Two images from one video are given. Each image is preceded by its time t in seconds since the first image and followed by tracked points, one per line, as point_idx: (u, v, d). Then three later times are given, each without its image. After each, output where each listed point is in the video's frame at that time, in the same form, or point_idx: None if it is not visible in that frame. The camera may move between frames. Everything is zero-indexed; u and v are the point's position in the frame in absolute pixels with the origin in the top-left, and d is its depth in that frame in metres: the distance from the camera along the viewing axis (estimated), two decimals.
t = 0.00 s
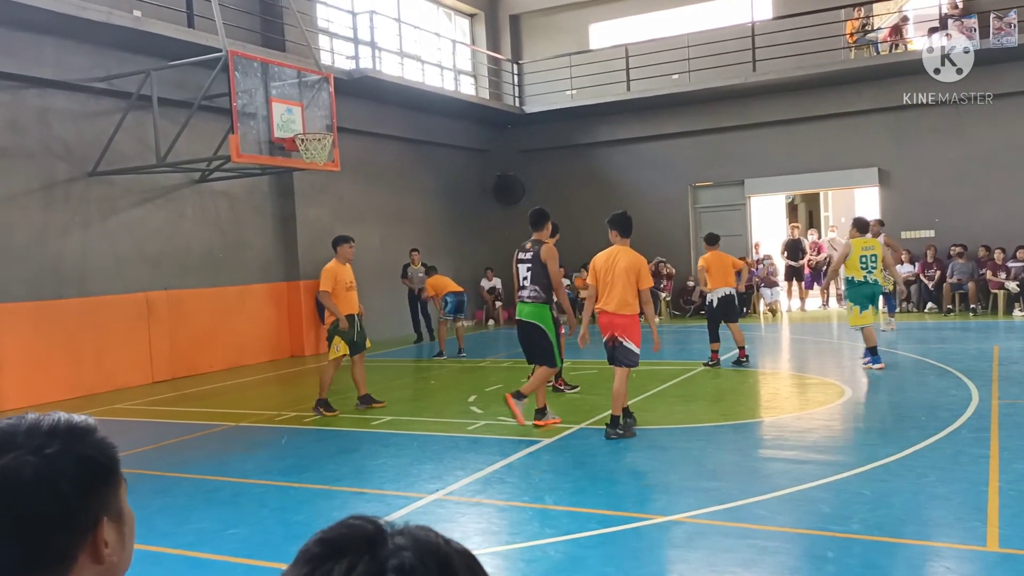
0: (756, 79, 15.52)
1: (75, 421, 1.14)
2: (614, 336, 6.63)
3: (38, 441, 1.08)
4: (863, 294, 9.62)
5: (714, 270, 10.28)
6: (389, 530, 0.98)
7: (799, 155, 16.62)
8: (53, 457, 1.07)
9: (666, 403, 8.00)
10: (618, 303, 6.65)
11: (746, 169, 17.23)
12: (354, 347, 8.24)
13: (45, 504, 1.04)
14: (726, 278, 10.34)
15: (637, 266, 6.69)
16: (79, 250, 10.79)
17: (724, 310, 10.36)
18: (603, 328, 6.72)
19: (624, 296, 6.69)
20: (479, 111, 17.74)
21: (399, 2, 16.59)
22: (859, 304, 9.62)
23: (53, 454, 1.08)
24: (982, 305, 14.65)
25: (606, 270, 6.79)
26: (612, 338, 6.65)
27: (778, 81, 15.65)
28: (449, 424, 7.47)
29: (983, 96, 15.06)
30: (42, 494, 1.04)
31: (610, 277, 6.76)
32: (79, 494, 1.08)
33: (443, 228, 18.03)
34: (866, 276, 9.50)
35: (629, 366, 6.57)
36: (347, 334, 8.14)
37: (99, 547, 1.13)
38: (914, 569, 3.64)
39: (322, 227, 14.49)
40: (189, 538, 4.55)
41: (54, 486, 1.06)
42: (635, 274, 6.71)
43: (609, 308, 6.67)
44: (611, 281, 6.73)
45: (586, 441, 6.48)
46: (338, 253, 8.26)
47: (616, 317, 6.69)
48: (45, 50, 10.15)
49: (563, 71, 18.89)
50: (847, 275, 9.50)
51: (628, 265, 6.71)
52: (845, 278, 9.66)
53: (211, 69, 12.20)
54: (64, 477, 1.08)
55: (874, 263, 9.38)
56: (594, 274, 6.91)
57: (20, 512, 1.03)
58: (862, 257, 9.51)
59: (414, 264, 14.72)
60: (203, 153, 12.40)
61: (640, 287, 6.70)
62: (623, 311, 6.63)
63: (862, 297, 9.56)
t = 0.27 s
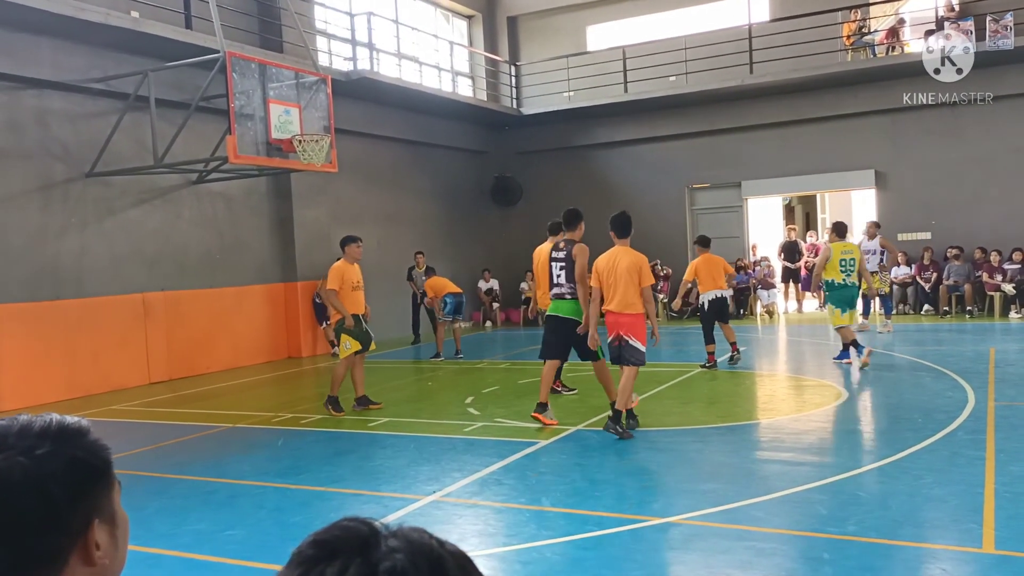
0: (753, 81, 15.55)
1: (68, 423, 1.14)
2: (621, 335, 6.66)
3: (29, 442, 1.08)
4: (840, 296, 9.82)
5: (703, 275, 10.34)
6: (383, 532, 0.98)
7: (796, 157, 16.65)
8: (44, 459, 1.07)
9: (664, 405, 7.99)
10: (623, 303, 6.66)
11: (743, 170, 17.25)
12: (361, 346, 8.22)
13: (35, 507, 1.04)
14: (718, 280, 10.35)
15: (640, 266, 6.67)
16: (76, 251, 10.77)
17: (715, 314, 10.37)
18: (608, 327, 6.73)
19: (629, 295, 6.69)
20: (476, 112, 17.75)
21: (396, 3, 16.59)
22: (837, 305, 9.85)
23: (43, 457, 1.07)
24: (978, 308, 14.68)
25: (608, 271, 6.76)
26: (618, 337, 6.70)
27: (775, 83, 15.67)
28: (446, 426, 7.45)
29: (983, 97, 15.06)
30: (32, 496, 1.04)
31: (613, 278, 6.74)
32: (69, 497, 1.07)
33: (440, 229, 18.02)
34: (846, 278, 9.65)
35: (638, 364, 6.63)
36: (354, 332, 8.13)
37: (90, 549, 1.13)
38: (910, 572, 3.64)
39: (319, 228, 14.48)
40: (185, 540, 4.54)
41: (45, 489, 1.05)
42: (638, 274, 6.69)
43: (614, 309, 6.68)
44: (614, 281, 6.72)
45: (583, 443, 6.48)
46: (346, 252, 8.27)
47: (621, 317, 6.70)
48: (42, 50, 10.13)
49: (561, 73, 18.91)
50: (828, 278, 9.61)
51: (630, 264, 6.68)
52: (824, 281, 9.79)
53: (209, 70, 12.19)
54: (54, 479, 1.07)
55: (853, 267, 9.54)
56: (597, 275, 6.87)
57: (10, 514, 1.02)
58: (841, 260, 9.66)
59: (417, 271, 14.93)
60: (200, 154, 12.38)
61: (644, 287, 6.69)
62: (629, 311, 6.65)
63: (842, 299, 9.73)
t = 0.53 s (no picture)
0: (750, 82, 15.57)
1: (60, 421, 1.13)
2: (627, 334, 6.69)
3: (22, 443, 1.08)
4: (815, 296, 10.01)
5: (700, 276, 10.35)
6: (378, 533, 0.98)
7: (793, 159, 16.68)
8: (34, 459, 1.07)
9: (661, 405, 7.99)
10: (627, 301, 6.69)
11: (740, 172, 17.27)
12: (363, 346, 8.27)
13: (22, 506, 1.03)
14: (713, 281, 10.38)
15: (642, 264, 6.69)
16: (73, 250, 10.75)
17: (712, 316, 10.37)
18: (614, 326, 6.76)
19: (634, 293, 6.72)
20: (474, 113, 17.76)
21: (394, 4, 16.59)
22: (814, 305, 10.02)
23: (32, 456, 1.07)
24: (974, 309, 14.70)
25: (612, 270, 6.80)
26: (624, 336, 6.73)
27: (772, 84, 15.70)
28: (443, 426, 7.45)
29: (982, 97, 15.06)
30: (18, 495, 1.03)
31: (617, 276, 6.77)
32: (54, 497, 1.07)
33: (438, 230, 18.02)
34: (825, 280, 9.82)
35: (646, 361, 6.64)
36: (355, 332, 8.15)
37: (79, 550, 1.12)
38: (907, 572, 3.64)
39: (317, 229, 14.47)
40: (182, 540, 4.54)
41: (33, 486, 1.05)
42: (641, 272, 6.70)
43: (619, 308, 6.71)
44: (618, 280, 6.75)
45: (580, 443, 6.48)
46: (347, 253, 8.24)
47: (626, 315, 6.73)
48: (39, 50, 10.11)
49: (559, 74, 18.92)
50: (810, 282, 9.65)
51: (632, 262, 6.71)
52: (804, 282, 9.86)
53: (206, 70, 12.17)
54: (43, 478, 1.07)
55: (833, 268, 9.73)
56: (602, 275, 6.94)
57: None
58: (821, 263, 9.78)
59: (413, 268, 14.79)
60: (198, 154, 12.37)
61: (647, 284, 6.70)
62: (633, 309, 6.68)
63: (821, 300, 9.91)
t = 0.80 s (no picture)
0: (749, 83, 15.58)
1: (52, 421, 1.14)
2: (638, 333, 6.68)
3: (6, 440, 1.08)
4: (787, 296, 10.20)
5: (703, 275, 10.37)
6: (376, 532, 0.97)
7: (792, 159, 16.70)
8: (17, 458, 1.08)
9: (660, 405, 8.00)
10: (639, 300, 6.69)
11: (739, 172, 17.28)
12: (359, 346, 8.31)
13: None
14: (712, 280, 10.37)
15: (655, 264, 6.71)
16: (71, 249, 10.74)
17: (711, 314, 10.38)
18: (624, 325, 6.74)
19: (645, 293, 6.73)
20: (473, 113, 17.76)
21: (393, 3, 16.59)
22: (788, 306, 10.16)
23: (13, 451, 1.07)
24: (972, 310, 14.72)
25: (623, 269, 6.78)
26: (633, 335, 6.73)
27: (771, 85, 15.71)
28: (442, 426, 7.44)
29: (982, 97, 15.04)
30: None
31: (628, 275, 6.77)
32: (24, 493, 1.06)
33: (436, 230, 18.02)
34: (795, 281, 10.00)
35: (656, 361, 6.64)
36: (353, 332, 8.16)
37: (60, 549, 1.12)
38: (904, 572, 3.64)
39: (315, 228, 14.46)
40: (180, 539, 4.53)
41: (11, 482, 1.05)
42: (653, 272, 6.73)
43: (631, 307, 6.70)
44: (630, 279, 6.74)
45: (578, 443, 6.48)
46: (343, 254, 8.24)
47: (636, 314, 6.73)
48: (38, 49, 10.10)
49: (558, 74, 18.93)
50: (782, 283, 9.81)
51: (645, 262, 6.73)
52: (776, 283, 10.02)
53: (205, 69, 12.16)
54: (18, 474, 1.08)
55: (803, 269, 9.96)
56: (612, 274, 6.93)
57: None
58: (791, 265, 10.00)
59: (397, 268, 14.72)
60: (196, 154, 12.36)
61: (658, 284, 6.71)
62: (644, 309, 6.68)
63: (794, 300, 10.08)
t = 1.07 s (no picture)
0: (749, 83, 15.58)
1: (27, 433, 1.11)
2: (648, 332, 6.66)
3: None
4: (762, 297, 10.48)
5: (708, 273, 10.39)
6: (376, 531, 0.97)
7: (791, 160, 16.71)
8: None
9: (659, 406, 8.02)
10: (650, 300, 6.70)
11: (738, 173, 17.29)
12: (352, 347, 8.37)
13: None
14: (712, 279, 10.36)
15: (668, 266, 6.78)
16: (70, 250, 10.73)
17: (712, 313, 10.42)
18: (633, 324, 6.70)
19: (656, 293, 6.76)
20: (472, 114, 17.75)
21: (392, 4, 16.59)
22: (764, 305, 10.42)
23: None
24: (971, 311, 14.72)
25: (634, 268, 6.78)
26: (642, 334, 6.71)
27: (770, 86, 15.72)
28: (440, 427, 7.45)
29: (982, 97, 15.04)
30: None
31: (640, 274, 6.77)
32: None
33: (435, 230, 18.02)
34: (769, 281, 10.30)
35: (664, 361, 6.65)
36: (348, 334, 8.22)
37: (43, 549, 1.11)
38: (903, 573, 3.64)
39: (314, 228, 14.47)
40: (179, 539, 4.53)
41: None
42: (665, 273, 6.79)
43: (642, 306, 6.69)
44: (642, 277, 6.75)
45: (577, 444, 6.49)
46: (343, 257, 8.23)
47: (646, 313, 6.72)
48: (37, 49, 10.10)
49: (557, 74, 18.94)
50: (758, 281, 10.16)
51: (658, 263, 6.79)
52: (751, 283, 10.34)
53: (204, 69, 12.16)
54: None
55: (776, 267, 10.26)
56: (621, 273, 6.89)
57: None
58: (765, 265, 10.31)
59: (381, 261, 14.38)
60: (195, 154, 12.36)
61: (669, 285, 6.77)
62: (654, 308, 6.70)
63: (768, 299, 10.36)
